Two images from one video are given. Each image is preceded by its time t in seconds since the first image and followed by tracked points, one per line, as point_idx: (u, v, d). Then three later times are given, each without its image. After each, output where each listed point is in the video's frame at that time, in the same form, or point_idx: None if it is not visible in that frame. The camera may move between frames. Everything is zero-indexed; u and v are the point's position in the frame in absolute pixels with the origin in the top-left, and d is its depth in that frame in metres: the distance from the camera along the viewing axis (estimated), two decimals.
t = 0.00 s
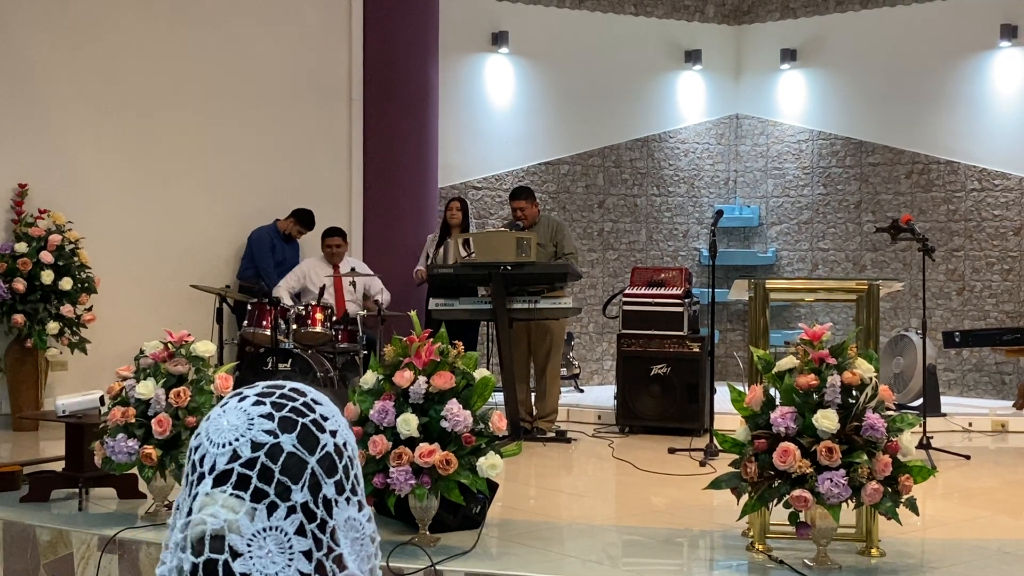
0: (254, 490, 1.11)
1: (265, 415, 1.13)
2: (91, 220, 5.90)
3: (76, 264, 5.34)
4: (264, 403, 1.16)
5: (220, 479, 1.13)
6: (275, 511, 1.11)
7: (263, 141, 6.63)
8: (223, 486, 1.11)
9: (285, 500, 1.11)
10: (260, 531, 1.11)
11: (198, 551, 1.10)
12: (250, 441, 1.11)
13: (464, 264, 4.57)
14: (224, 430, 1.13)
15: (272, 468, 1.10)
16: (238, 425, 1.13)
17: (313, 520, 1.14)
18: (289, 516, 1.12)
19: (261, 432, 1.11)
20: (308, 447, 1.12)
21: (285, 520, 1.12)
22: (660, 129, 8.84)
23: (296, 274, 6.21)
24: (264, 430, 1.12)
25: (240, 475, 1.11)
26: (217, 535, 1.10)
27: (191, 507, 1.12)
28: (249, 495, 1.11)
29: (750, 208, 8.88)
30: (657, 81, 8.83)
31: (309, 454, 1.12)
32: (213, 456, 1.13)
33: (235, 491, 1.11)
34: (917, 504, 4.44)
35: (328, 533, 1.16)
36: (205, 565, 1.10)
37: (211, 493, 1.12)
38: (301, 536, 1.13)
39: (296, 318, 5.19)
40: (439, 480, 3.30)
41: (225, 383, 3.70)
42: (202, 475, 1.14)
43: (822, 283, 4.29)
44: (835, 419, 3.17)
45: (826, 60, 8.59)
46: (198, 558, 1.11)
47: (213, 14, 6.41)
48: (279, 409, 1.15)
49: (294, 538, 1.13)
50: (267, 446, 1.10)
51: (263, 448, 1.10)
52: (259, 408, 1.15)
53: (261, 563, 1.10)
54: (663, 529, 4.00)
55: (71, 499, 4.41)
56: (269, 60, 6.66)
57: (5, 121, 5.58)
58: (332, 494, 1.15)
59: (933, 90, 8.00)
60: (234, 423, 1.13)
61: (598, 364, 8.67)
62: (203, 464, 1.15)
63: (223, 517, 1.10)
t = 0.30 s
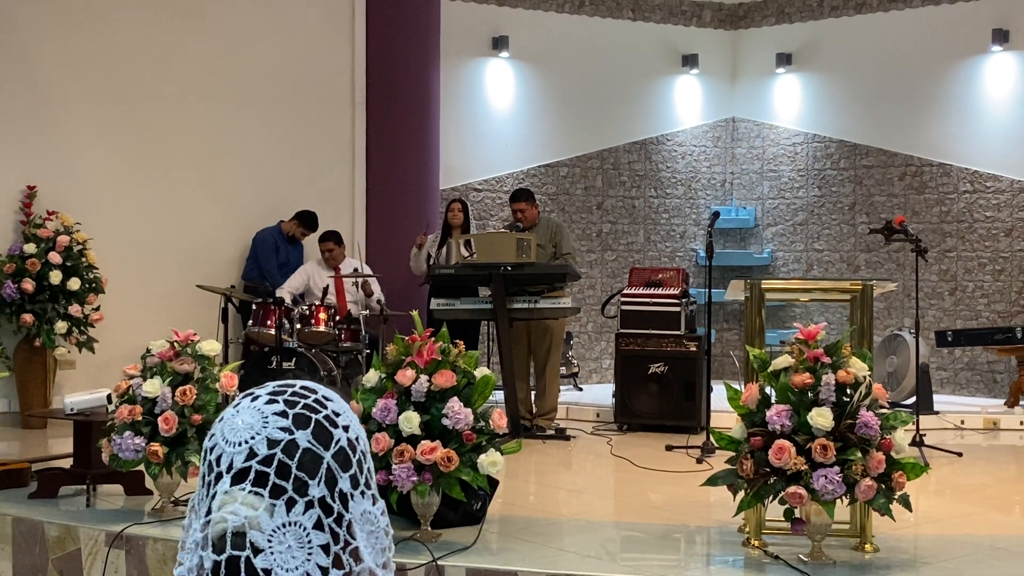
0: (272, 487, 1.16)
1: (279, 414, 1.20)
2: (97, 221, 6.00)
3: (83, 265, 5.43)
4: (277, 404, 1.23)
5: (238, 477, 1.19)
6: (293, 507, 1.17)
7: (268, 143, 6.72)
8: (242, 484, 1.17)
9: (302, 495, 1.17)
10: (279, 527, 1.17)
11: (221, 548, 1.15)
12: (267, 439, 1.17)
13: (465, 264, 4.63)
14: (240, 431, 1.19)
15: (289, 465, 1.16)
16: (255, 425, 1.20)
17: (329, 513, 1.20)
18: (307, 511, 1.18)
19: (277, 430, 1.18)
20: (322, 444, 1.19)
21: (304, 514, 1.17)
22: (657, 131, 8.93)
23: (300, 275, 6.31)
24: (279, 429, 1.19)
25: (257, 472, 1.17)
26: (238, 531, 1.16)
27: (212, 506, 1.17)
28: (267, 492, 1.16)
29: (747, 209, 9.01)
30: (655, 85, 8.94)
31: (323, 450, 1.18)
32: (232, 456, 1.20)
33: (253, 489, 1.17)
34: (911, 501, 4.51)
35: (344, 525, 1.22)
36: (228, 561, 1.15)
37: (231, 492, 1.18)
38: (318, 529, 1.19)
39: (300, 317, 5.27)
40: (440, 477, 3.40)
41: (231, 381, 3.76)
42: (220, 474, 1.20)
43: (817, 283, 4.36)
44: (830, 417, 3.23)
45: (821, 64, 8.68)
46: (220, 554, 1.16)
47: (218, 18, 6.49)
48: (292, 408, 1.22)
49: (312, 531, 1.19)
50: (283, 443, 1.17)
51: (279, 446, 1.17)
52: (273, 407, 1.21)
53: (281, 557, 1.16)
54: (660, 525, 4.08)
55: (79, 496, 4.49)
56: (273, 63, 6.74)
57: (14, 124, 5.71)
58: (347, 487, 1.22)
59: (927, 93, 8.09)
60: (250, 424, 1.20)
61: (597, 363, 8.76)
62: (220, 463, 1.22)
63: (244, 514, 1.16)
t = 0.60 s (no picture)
0: (287, 482, 1.25)
1: (296, 412, 1.27)
2: (108, 223, 6.14)
3: (95, 265, 5.58)
4: (295, 403, 1.31)
5: (256, 472, 1.27)
6: (307, 502, 1.26)
7: (274, 146, 6.85)
8: (258, 478, 1.25)
9: (315, 491, 1.25)
10: (292, 521, 1.25)
11: (237, 539, 1.24)
12: (283, 435, 1.26)
13: (467, 265, 4.76)
14: (258, 427, 1.28)
15: (304, 461, 1.25)
16: (272, 421, 1.28)
17: (342, 509, 1.28)
18: (320, 506, 1.26)
19: (294, 426, 1.26)
20: (337, 442, 1.27)
21: (316, 510, 1.26)
22: (653, 136, 9.10)
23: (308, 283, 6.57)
24: (295, 425, 1.26)
25: (274, 467, 1.26)
26: (253, 524, 1.24)
27: (229, 499, 1.26)
28: (282, 487, 1.25)
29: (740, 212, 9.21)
30: (651, 92, 9.08)
31: (338, 448, 1.26)
32: (249, 451, 1.28)
33: (269, 483, 1.25)
34: (900, 495, 4.64)
35: (355, 523, 1.30)
36: (242, 552, 1.23)
37: (247, 486, 1.26)
38: (330, 525, 1.27)
39: (306, 317, 5.38)
40: (442, 472, 3.52)
41: (240, 378, 3.92)
42: (239, 468, 1.28)
43: (808, 283, 4.49)
44: (820, 414, 3.38)
45: (810, 71, 8.88)
46: (236, 546, 1.24)
47: (225, 24, 6.63)
48: (309, 407, 1.29)
49: (325, 527, 1.27)
50: (299, 439, 1.25)
51: (296, 441, 1.25)
52: (292, 405, 1.29)
53: (293, 552, 1.25)
54: (656, 518, 4.22)
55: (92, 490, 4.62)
56: (279, 68, 6.87)
57: (27, 128, 5.85)
58: (360, 485, 1.29)
59: (916, 100, 8.26)
60: (267, 421, 1.28)
61: (594, 361, 8.90)
62: (237, 458, 1.30)
63: (258, 507, 1.24)
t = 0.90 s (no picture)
0: (277, 478, 1.27)
1: (287, 409, 1.29)
2: (115, 224, 6.23)
3: (104, 265, 5.68)
4: (286, 400, 1.33)
5: (246, 468, 1.29)
6: (296, 498, 1.27)
7: (278, 148, 6.94)
8: (248, 474, 1.28)
9: (304, 487, 1.27)
10: (281, 517, 1.27)
11: (226, 534, 1.26)
12: (274, 432, 1.27)
13: (468, 265, 4.87)
14: (249, 424, 1.29)
15: (294, 457, 1.27)
16: (262, 418, 1.30)
17: (330, 506, 1.30)
18: (308, 502, 1.28)
19: (284, 424, 1.28)
20: (327, 439, 1.29)
21: (305, 506, 1.28)
22: (650, 139, 9.22)
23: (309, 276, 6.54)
24: (286, 423, 1.28)
25: (264, 464, 1.28)
26: (242, 519, 1.26)
27: (219, 494, 1.28)
28: (271, 483, 1.27)
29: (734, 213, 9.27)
30: (648, 96, 9.21)
31: (328, 445, 1.28)
32: (239, 447, 1.29)
33: (259, 479, 1.28)
34: (892, 491, 4.74)
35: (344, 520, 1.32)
36: (231, 547, 1.25)
37: (237, 481, 1.28)
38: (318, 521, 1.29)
39: (310, 316, 5.45)
40: (444, 468, 3.61)
41: (243, 377, 3.93)
42: (229, 464, 1.30)
43: (802, 283, 4.59)
44: (814, 411, 3.45)
45: (805, 75, 8.97)
46: (225, 541, 1.26)
47: (231, 28, 6.72)
48: (300, 405, 1.31)
49: (313, 522, 1.29)
50: (289, 436, 1.27)
51: (286, 439, 1.27)
52: (283, 403, 1.31)
53: (281, 546, 1.26)
54: (653, 514, 4.31)
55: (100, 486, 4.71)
56: (283, 71, 6.96)
57: (36, 131, 5.94)
58: (349, 482, 1.31)
59: (909, 102, 8.36)
60: (258, 417, 1.29)
61: (593, 359, 9.00)
62: (228, 454, 1.31)
63: (248, 502, 1.26)
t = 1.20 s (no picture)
0: (243, 474, 1.24)
1: (253, 405, 1.25)
2: (125, 226, 6.37)
3: (115, 266, 5.86)
4: (253, 396, 1.29)
5: (212, 463, 1.26)
6: (262, 492, 1.24)
7: (284, 149, 7.05)
8: (214, 469, 1.25)
9: (270, 482, 1.24)
10: (247, 511, 1.25)
11: (193, 527, 1.25)
12: (240, 428, 1.24)
13: (469, 266, 5.02)
14: (216, 419, 1.26)
15: (260, 454, 1.23)
16: (229, 414, 1.26)
17: (298, 500, 1.26)
18: (275, 496, 1.25)
19: (250, 420, 1.24)
20: (293, 435, 1.25)
21: (271, 501, 1.25)
22: (647, 143, 9.36)
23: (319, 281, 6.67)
24: (252, 419, 1.24)
25: (229, 459, 1.24)
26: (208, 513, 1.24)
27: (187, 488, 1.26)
28: (237, 478, 1.24)
29: (729, 215, 9.44)
30: (644, 102, 9.35)
31: (294, 440, 1.24)
32: (207, 443, 1.26)
33: (225, 474, 1.25)
34: (881, 486, 4.87)
35: (311, 514, 1.28)
36: (198, 539, 1.25)
37: (204, 476, 1.26)
38: (285, 515, 1.26)
39: (315, 315, 5.67)
40: (445, 463, 3.75)
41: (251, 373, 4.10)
42: (196, 459, 1.27)
43: (794, 283, 4.72)
44: (806, 408, 3.58)
45: (796, 82, 9.14)
46: (192, 534, 1.25)
47: (236, 32, 6.84)
48: (266, 400, 1.27)
49: (280, 517, 1.26)
50: (255, 432, 1.23)
51: (252, 435, 1.23)
52: (251, 398, 1.27)
53: (248, 539, 1.24)
54: (650, 507, 4.44)
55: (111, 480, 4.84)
56: (289, 75, 7.07)
57: (47, 135, 6.08)
58: (316, 477, 1.27)
59: (898, 108, 8.50)
60: (225, 413, 1.26)
61: (590, 358, 9.13)
62: (196, 449, 1.28)
63: (215, 497, 1.24)
